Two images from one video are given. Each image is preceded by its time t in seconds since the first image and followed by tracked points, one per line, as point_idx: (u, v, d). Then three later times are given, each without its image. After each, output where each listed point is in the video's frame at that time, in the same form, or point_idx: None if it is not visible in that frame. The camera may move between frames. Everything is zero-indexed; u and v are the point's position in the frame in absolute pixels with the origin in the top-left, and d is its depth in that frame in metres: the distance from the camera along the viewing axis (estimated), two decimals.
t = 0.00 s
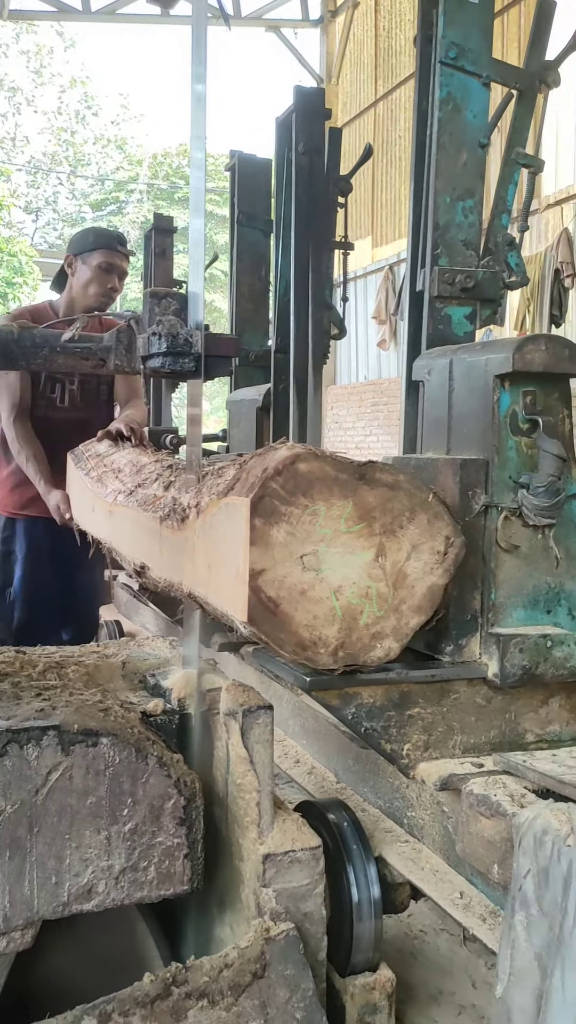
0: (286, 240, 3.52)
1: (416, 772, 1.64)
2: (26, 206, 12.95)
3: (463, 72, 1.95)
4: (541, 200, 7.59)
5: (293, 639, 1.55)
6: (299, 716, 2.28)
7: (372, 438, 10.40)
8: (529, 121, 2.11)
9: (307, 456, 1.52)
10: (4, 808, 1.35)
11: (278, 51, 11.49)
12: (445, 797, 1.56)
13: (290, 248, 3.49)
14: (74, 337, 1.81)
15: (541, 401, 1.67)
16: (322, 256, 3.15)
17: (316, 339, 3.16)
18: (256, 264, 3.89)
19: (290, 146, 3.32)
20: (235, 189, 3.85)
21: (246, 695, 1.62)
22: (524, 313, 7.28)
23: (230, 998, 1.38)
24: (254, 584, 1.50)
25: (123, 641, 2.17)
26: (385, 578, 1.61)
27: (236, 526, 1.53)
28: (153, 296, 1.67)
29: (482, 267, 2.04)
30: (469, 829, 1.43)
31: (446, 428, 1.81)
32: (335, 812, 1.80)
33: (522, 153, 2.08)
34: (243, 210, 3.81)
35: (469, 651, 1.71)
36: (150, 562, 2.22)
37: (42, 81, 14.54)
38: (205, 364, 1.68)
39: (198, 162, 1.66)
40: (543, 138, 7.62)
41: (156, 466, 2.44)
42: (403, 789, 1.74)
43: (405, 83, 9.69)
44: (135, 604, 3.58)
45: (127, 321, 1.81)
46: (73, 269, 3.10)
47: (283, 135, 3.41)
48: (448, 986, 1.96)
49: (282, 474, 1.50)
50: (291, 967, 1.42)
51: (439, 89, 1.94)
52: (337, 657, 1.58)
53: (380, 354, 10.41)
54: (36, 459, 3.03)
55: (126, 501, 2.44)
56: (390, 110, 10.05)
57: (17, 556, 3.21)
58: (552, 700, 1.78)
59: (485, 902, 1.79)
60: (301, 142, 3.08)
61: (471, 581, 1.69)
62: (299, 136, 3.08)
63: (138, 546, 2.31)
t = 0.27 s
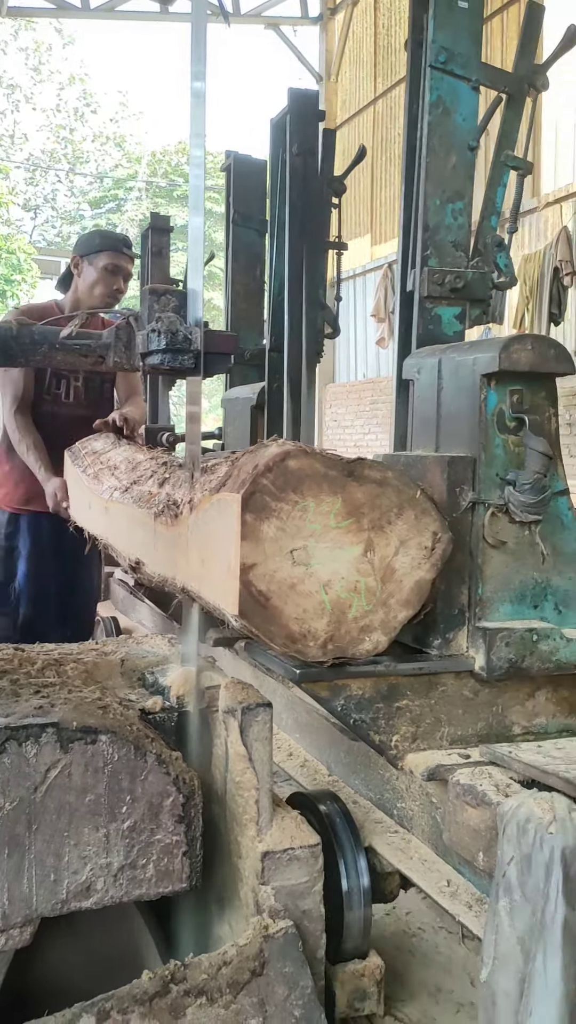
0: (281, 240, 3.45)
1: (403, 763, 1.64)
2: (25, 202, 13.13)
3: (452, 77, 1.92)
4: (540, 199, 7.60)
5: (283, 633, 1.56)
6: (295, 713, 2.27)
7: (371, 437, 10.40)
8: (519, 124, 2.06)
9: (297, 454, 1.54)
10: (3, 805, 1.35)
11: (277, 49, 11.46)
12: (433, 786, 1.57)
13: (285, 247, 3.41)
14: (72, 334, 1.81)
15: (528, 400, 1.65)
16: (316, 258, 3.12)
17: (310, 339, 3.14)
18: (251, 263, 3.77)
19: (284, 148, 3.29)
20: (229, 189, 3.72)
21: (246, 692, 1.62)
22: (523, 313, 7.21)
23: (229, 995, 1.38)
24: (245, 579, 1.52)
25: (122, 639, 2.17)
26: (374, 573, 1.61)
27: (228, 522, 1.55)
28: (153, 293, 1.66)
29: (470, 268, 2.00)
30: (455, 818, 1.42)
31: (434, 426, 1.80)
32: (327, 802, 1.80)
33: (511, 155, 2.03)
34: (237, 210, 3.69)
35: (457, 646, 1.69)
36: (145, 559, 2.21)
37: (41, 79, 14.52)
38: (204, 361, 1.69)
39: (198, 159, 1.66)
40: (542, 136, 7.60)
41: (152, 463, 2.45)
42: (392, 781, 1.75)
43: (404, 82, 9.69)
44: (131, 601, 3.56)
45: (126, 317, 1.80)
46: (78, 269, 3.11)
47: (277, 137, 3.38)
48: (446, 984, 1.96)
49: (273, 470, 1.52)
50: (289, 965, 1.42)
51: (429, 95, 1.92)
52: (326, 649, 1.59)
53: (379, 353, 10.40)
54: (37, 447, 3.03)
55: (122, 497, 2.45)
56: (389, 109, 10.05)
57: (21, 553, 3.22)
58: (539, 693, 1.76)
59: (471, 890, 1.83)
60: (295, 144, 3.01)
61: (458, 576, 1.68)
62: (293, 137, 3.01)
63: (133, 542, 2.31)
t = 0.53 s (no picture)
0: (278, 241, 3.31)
1: (395, 755, 1.64)
2: (25, 201, 13.06)
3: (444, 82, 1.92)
4: (540, 199, 7.61)
5: (276, 626, 1.55)
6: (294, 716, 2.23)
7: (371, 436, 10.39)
8: (512, 126, 2.01)
9: (290, 453, 1.56)
10: (4, 803, 1.35)
11: (278, 49, 11.46)
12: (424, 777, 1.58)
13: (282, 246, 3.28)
14: (74, 331, 1.82)
15: (517, 400, 1.67)
16: (312, 258, 3.08)
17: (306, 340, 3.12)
18: (249, 264, 3.66)
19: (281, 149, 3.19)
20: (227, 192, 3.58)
21: (247, 690, 1.61)
22: (523, 313, 7.29)
23: (229, 993, 1.38)
24: (239, 575, 1.51)
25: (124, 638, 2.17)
26: (365, 568, 1.62)
27: (222, 516, 1.56)
28: (155, 291, 1.66)
29: (461, 269, 2.00)
30: (443, 808, 1.43)
31: (426, 425, 1.81)
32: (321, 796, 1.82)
33: (502, 158, 2.01)
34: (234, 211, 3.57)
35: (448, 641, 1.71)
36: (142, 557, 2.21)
37: (41, 78, 14.52)
38: (206, 359, 1.68)
39: (199, 159, 1.67)
40: (543, 136, 7.59)
41: (151, 461, 2.46)
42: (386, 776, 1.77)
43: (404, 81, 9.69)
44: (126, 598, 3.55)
45: (127, 315, 1.79)
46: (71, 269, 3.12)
47: (273, 138, 3.25)
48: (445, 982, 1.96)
49: (266, 467, 1.53)
50: (290, 963, 1.42)
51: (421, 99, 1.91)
52: (318, 644, 1.57)
53: (379, 351, 10.39)
54: (37, 444, 3.04)
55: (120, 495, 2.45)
56: (389, 108, 10.05)
57: (18, 547, 3.22)
58: (527, 687, 1.76)
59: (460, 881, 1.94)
60: (291, 146, 2.98)
61: (448, 572, 1.70)
62: (290, 140, 2.98)
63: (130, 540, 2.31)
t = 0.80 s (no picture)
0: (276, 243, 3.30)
1: (387, 748, 1.66)
2: (26, 201, 13.23)
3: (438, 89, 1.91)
4: (542, 199, 7.61)
5: (270, 623, 1.55)
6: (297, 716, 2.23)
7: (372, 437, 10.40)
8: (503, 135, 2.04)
9: (285, 452, 1.54)
10: (7, 802, 1.35)
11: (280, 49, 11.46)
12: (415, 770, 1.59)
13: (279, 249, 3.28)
14: (77, 332, 1.82)
15: (507, 402, 1.68)
16: (309, 260, 3.11)
17: (303, 339, 3.12)
18: (247, 267, 3.62)
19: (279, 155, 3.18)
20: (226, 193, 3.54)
21: (249, 690, 1.61)
22: (524, 313, 7.35)
23: (231, 992, 1.38)
24: (233, 571, 1.51)
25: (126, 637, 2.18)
26: (358, 566, 1.62)
27: (218, 514, 1.56)
28: (158, 291, 1.67)
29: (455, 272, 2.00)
30: (433, 800, 1.43)
31: (419, 426, 1.81)
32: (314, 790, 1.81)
33: (495, 165, 2.03)
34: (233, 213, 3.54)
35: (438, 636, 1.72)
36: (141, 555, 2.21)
37: (43, 78, 14.51)
38: (209, 360, 1.68)
39: (203, 160, 1.67)
40: (545, 137, 7.59)
41: (151, 461, 2.46)
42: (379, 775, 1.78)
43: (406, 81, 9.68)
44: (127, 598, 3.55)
45: (130, 315, 1.80)
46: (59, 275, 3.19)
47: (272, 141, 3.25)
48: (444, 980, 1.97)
49: (261, 467, 1.52)
50: (291, 962, 1.42)
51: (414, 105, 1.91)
52: (312, 640, 1.59)
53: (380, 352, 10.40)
54: (38, 444, 3.05)
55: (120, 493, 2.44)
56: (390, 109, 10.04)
57: (21, 545, 3.23)
58: (517, 682, 1.79)
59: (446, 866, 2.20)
60: (288, 151, 2.99)
61: (438, 571, 1.71)
62: (287, 145, 2.99)
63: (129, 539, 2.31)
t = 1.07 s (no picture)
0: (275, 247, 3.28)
1: (380, 744, 1.69)
2: (29, 202, 13.32)
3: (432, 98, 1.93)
4: (545, 201, 7.61)
5: (266, 621, 1.57)
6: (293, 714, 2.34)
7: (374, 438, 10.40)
8: (499, 142, 2.01)
9: (281, 454, 1.56)
10: (11, 803, 1.35)
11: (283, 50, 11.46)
12: (407, 765, 1.64)
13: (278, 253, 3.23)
14: (81, 334, 1.82)
15: (499, 406, 1.70)
16: (309, 263, 3.08)
17: (301, 340, 3.08)
18: (246, 271, 3.56)
19: (278, 160, 3.16)
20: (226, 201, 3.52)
21: (253, 691, 1.62)
22: (527, 315, 7.33)
23: (234, 993, 1.38)
24: (230, 569, 1.53)
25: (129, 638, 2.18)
26: (352, 565, 1.64)
27: (216, 513, 1.58)
28: (162, 293, 1.67)
29: (449, 277, 2.01)
30: (426, 795, 1.51)
31: (412, 429, 1.82)
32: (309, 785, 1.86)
33: (489, 173, 2.01)
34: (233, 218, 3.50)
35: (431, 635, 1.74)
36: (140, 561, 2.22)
37: (46, 78, 14.51)
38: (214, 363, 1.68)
39: (207, 163, 1.67)
40: (548, 140, 7.61)
41: (151, 462, 2.47)
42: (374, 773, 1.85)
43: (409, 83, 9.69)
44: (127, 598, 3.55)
45: (135, 316, 1.81)
46: (45, 282, 3.24)
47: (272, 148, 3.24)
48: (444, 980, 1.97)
49: (257, 468, 1.54)
50: (293, 963, 1.43)
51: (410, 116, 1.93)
52: (306, 637, 1.61)
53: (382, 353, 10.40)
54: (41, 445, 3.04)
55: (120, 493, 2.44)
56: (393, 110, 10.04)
57: (22, 545, 3.28)
58: (508, 680, 1.81)
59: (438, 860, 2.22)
60: (288, 156, 2.98)
61: (431, 571, 1.73)
62: (287, 150, 2.98)
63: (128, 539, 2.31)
